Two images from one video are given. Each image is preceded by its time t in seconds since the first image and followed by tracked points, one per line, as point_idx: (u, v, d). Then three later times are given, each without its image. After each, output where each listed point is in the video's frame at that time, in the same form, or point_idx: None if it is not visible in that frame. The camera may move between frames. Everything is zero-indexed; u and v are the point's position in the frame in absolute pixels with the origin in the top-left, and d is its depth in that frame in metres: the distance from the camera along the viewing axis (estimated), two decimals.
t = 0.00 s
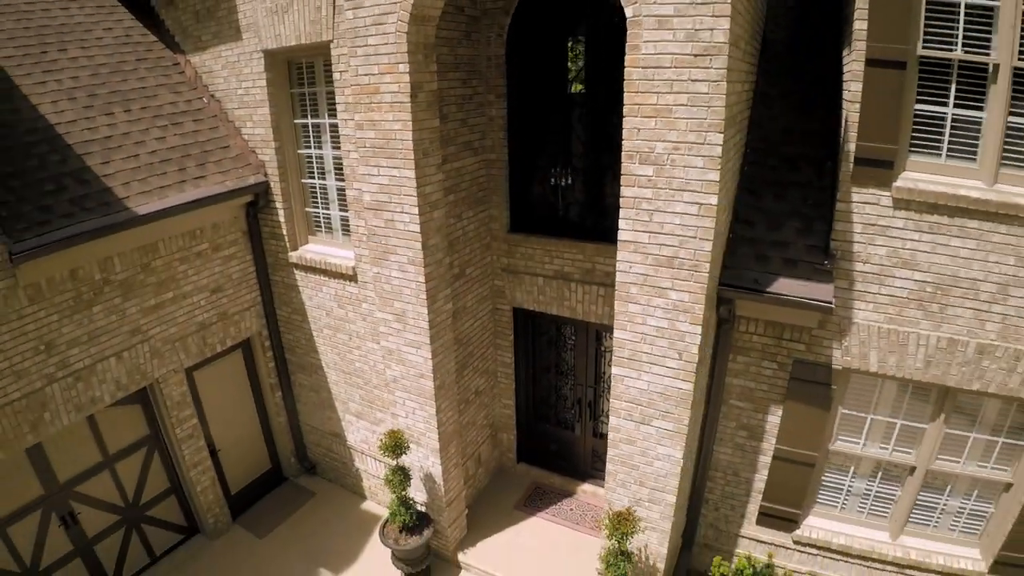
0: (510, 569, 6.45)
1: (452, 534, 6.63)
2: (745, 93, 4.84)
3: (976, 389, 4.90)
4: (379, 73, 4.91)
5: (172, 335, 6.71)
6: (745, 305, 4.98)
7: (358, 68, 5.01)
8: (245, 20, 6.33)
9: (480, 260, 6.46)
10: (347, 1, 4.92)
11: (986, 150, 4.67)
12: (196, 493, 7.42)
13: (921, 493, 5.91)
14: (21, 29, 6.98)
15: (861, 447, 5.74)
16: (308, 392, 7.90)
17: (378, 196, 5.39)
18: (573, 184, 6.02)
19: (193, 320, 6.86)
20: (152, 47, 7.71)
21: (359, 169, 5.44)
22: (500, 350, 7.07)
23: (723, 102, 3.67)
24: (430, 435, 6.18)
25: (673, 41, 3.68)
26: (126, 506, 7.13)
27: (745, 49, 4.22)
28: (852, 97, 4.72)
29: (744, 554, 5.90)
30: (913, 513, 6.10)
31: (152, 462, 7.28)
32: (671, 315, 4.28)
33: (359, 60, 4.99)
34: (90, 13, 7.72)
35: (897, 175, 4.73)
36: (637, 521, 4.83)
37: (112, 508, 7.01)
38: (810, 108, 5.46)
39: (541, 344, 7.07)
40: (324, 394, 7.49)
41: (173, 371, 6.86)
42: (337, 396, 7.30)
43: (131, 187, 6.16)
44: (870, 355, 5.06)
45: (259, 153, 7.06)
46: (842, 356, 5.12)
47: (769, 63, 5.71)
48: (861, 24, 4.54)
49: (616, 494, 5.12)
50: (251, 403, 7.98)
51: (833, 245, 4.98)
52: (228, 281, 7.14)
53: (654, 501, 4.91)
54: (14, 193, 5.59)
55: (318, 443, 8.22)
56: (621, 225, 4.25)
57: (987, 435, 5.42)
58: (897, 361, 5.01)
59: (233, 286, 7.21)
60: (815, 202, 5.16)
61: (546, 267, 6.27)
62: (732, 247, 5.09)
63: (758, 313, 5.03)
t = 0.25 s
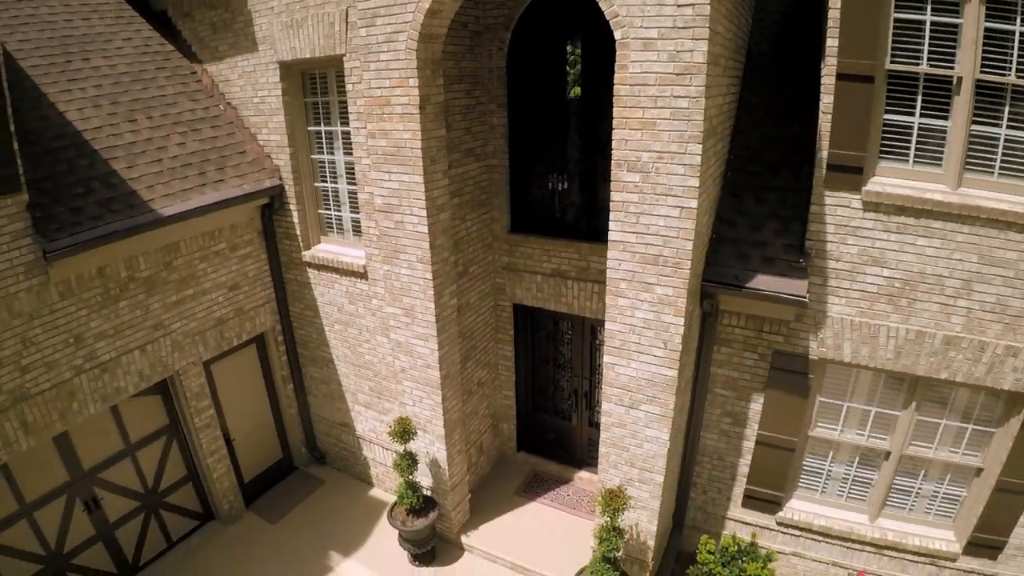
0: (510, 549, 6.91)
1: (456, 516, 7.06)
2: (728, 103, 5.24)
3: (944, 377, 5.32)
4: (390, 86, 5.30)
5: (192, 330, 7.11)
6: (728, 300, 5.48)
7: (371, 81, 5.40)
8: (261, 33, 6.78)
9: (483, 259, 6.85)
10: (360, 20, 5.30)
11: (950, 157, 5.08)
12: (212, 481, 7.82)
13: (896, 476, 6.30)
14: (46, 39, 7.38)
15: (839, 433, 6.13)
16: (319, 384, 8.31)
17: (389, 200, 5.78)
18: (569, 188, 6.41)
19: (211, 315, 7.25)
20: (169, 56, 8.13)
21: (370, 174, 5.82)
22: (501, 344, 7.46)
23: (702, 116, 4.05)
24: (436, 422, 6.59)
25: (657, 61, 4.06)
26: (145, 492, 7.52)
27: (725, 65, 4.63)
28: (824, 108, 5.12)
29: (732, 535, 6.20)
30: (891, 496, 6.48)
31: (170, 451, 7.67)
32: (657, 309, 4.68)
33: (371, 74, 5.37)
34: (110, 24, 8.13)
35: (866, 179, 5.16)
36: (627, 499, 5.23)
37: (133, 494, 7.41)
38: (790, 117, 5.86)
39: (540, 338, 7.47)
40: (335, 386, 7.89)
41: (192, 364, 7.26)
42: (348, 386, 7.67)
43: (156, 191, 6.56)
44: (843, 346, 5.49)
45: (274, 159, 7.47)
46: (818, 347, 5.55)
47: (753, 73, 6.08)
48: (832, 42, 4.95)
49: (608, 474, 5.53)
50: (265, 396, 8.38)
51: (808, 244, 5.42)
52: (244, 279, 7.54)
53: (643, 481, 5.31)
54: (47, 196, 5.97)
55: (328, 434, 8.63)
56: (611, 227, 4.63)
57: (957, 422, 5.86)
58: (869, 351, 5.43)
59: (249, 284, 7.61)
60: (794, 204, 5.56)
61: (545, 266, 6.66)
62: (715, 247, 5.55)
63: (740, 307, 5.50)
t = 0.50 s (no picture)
0: (511, 532, 7.36)
1: (460, 502, 7.48)
2: (712, 114, 5.65)
3: (915, 368, 5.84)
4: (401, 99, 5.72)
5: (210, 325, 7.53)
6: (713, 296, 5.95)
7: (383, 94, 5.81)
8: (276, 46, 7.19)
9: (485, 258, 7.26)
10: (372, 37, 5.71)
11: (918, 163, 5.50)
12: (228, 469, 8.24)
13: (874, 463, 6.71)
14: (70, 50, 7.80)
15: (819, 422, 6.57)
16: (328, 378, 8.72)
17: (399, 204, 6.19)
18: (567, 192, 6.83)
19: (229, 312, 7.67)
20: (186, 65, 8.57)
21: (381, 180, 6.24)
22: (503, 339, 7.86)
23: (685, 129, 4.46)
24: (441, 411, 7.01)
25: (644, 79, 4.47)
26: (164, 480, 7.94)
27: (708, 81, 5.08)
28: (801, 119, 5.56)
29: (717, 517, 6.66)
30: (869, 482, 6.90)
31: (188, 441, 8.08)
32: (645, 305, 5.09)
33: (382, 87, 5.79)
34: (129, 35, 8.56)
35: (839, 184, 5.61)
36: (619, 480, 5.63)
37: (153, 481, 7.83)
38: (772, 126, 6.28)
39: (540, 334, 7.88)
40: (345, 379, 8.32)
41: (210, 358, 7.68)
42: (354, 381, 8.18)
43: (178, 194, 6.97)
44: (820, 339, 5.96)
45: (288, 164, 7.88)
46: (796, 340, 6.01)
47: (738, 86, 6.54)
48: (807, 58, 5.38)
49: (602, 458, 5.94)
50: (278, 388, 8.78)
51: (787, 245, 5.86)
52: (260, 278, 7.96)
53: (634, 465, 5.72)
54: (76, 199, 6.38)
55: (337, 426, 9.05)
56: (603, 229, 5.04)
57: (930, 411, 6.26)
58: (845, 344, 5.90)
59: (264, 282, 8.01)
60: (774, 208, 6.03)
61: (545, 266, 7.07)
62: (701, 248, 6.02)
63: (724, 303, 6.01)
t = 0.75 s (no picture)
0: (512, 517, 7.89)
1: (464, 487, 7.97)
2: (699, 124, 6.09)
3: (889, 360, 6.33)
4: (410, 111, 6.17)
5: (228, 321, 7.99)
6: (698, 293, 6.55)
7: (393, 106, 6.26)
8: (290, 57, 7.72)
9: (487, 259, 7.67)
10: (383, 53, 6.16)
11: (889, 170, 5.96)
12: (243, 458, 8.69)
13: (853, 451, 7.15)
14: (94, 61, 8.24)
15: (800, 411, 7.03)
16: (338, 372, 9.19)
17: (409, 208, 6.63)
18: (564, 197, 7.27)
19: (245, 308, 8.12)
20: (202, 74, 9.00)
21: (392, 185, 6.68)
22: (505, 334, 8.29)
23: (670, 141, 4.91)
24: (446, 401, 7.47)
25: (632, 95, 4.93)
26: (183, 468, 8.39)
27: (693, 96, 5.56)
28: (780, 129, 6.04)
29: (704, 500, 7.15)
30: (849, 469, 7.33)
31: (205, 431, 8.52)
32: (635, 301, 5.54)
33: (393, 99, 6.24)
34: (148, 45, 9.00)
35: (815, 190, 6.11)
36: (612, 463, 6.12)
37: (173, 469, 8.27)
38: (756, 135, 6.75)
39: (540, 330, 8.32)
40: (355, 373, 8.79)
41: (228, 352, 8.13)
42: (368, 373, 8.49)
43: (198, 199, 7.42)
44: (799, 333, 6.49)
45: (302, 169, 8.29)
46: (779, 334, 6.55)
47: (727, 97, 6.97)
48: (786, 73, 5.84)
49: (595, 443, 6.38)
50: (290, 382, 9.23)
51: (767, 245, 6.37)
52: (274, 276, 8.42)
53: (625, 449, 6.16)
54: (103, 202, 6.83)
55: (347, 417, 9.50)
56: (597, 232, 5.48)
57: (904, 400, 6.70)
58: (822, 337, 6.42)
59: (279, 281, 8.46)
60: (756, 211, 6.54)
61: (545, 266, 7.51)
62: (687, 248, 6.58)
63: (711, 299, 6.60)
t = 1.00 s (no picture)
0: (514, 503, 8.43)
1: (468, 475, 8.47)
2: (686, 134, 6.58)
3: (863, 354, 6.84)
4: (418, 122, 6.65)
5: (245, 319, 8.48)
6: (685, 291, 7.04)
7: (403, 117, 6.74)
8: (304, 69, 8.22)
9: (491, 259, 8.16)
10: (393, 68, 6.63)
11: (863, 177, 6.44)
12: (258, 449, 9.16)
13: (833, 440, 7.62)
14: (116, 71, 8.70)
15: (782, 402, 7.51)
16: (348, 366, 9.69)
17: (417, 212, 7.09)
18: (562, 201, 7.74)
19: (261, 306, 8.60)
20: (218, 84, 9.46)
21: (401, 191, 7.16)
22: (506, 330, 8.75)
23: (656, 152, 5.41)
24: (451, 393, 7.95)
25: (623, 111, 5.43)
26: (201, 459, 8.85)
27: (680, 110, 6.06)
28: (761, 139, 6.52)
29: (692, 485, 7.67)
30: (831, 457, 7.80)
31: (222, 423, 8.99)
32: (627, 300, 6.00)
33: (402, 111, 6.73)
34: (166, 55, 9.45)
35: (794, 196, 6.59)
36: (605, 449, 6.57)
37: (191, 459, 8.74)
38: (741, 144, 7.23)
39: (540, 326, 8.79)
40: (365, 368, 9.29)
41: (245, 348, 8.61)
42: (375, 368, 9.14)
43: (218, 203, 7.91)
44: (780, 328, 6.97)
45: (315, 175, 8.78)
46: (760, 328, 7.04)
47: (714, 107, 7.51)
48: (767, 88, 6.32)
49: (590, 430, 6.88)
50: (303, 376, 9.69)
51: (750, 247, 6.85)
52: (289, 276, 8.90)
53: (618, 436, 6.65)
54: (131, 206, 7.34)
55: (355, 410, 9.99)
56: (591, 235, 5.96)
57: (880, 391, 7.19)
58: (801, 332, 6.91)
59: (292, 280, 8.94)
60: (740, 215, 7.04)
61: (545, 266, 7.98)
62: (676, 250, 7.05)
63: (695, 297, 7.09)
